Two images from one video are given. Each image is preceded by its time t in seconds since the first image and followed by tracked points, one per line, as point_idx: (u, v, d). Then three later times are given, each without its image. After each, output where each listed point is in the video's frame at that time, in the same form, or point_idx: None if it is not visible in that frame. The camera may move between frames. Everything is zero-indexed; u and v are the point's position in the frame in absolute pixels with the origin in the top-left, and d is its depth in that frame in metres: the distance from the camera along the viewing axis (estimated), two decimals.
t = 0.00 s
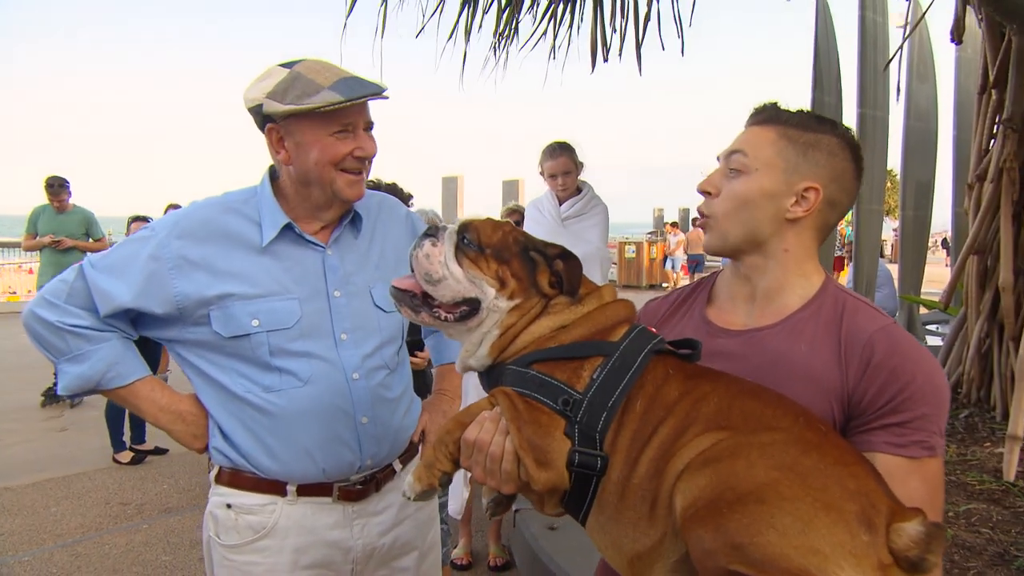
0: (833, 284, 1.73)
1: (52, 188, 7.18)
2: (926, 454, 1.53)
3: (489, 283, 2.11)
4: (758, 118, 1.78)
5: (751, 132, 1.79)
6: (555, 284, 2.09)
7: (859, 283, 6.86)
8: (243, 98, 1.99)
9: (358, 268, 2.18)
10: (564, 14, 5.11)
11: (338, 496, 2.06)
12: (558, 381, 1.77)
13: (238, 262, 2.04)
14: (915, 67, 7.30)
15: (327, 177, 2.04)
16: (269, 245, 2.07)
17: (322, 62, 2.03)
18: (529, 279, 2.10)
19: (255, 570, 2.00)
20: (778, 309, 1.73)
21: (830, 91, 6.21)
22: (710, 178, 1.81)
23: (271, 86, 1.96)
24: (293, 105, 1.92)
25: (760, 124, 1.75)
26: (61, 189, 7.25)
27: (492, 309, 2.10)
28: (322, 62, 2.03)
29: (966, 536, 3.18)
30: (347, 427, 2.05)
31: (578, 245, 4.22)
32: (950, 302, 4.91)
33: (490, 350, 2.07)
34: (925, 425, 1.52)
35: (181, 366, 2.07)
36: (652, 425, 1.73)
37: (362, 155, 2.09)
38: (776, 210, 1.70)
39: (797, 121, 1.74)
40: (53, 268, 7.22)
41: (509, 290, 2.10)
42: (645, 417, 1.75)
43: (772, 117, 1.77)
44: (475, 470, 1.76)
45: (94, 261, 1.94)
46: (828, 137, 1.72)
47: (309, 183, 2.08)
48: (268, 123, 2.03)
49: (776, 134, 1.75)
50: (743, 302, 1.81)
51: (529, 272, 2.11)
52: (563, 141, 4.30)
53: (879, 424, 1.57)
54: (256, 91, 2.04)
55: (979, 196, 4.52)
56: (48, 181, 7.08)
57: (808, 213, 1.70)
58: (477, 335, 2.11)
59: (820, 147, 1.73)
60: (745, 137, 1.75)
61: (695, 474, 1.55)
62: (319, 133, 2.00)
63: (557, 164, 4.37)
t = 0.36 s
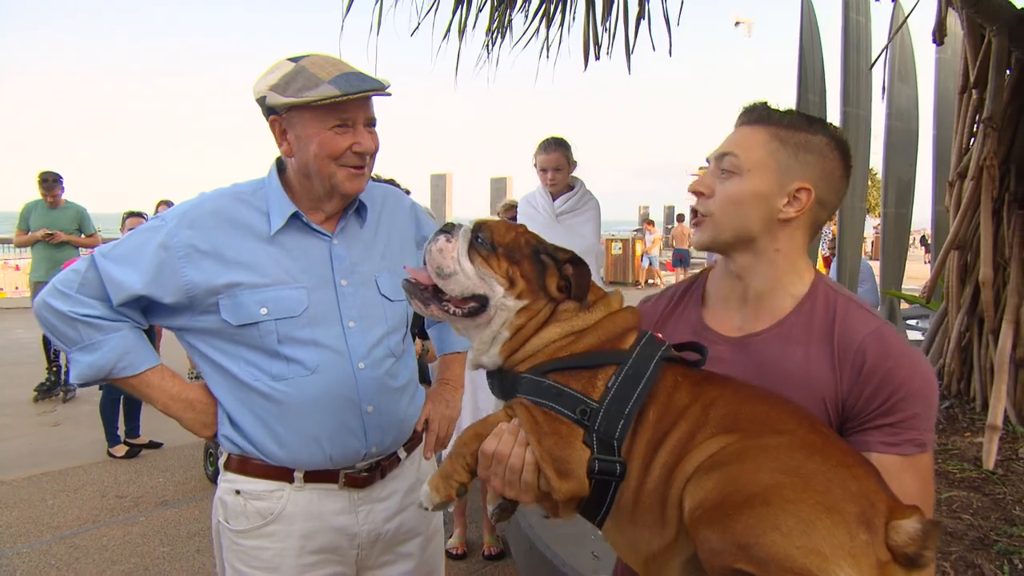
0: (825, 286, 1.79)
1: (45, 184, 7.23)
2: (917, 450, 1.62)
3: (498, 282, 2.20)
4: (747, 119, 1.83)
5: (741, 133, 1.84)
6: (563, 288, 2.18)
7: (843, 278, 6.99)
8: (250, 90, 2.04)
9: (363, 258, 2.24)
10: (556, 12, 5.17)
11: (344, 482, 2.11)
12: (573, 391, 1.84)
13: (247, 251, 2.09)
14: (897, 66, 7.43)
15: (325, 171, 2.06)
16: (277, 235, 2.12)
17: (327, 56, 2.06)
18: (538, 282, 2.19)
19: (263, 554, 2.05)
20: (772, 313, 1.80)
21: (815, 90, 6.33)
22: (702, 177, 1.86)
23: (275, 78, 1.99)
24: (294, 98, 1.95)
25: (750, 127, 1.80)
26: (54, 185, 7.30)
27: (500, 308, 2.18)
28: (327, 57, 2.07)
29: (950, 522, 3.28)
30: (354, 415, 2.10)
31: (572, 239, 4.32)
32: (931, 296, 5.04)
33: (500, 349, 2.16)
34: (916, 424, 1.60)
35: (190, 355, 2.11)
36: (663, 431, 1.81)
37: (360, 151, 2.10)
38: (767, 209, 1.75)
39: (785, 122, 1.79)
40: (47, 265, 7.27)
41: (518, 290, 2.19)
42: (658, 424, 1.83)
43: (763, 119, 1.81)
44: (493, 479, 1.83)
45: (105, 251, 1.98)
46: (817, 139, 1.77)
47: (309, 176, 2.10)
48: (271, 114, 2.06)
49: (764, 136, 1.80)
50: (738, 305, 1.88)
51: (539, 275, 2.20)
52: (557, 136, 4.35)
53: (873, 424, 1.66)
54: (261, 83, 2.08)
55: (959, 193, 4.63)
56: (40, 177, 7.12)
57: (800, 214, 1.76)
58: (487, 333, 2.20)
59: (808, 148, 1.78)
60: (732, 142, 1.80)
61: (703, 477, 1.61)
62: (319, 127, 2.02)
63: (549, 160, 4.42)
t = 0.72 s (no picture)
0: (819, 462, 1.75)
1: (39, 180, 7.28)
2: None
3: (561, 442, 2.00)
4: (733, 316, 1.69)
5: (725, 332, 1.69)
6: (622, 454, 1.99)
7: (828, 276, 7.11)
8: (266, 86, 2.07)
9: (369, 254, 2.27)
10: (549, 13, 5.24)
11: (352, 470, 2.16)
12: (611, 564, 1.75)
13: (257, 246, 2.12)
14: (881, 69, 7.58)
15: (334, 173, 2.09)
16: (286, 231, 2.14)
17: (344, 60, 2.10)
18: (599, 443, 2.00)
19: (273, 541, 2.10)
20: (771, 496, 1.77)
21: (801, 93, 6.44)
22: (706, 386, 1.71)
23: (291, 79, 2.03)
24: (311, 103, 2.00)
25: (741, 327, 1.66)
26: (49, 181, 7.35)
27: (557, 466, 1.98)
28: (344, 61, 2.10)
29: (932, 513, 3.36)
30: (362, 406, 2.14)
31: (565, 238, 4.44)
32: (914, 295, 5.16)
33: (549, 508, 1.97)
34: None
35: (201, 347, 2.14)
36: None
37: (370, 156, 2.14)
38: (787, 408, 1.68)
39: (777, 310, 1.67)
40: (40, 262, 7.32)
41: (577, 449, 2.00)
42: None
43: (746, 312, 1.68)
44: None
45: (118, 246, 2.01)
46: (808, 320, 1.70)
47: (317, 175, 2.13)
48: (285, 112, 2.10)
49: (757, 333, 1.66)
50: (738, 484, 1.84)
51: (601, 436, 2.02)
52: (552, 136, 4.40)
53: None
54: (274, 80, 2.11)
55: (942, 193, 4.76)
56: (35, 173, 7.17)
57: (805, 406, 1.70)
58: (536, 490, 2.01)
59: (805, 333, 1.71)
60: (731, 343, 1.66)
61: None
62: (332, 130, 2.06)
63: (544, 159, 4.47)
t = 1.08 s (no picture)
0: None
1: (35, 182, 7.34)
2: None
3: None
4: (742, 502, 2.02)
5: (736, 519, 2.02)
6: None
7: (818, 272, 7.22)
8: (291, 93, 2.11)
9: (378, 252, 2.30)
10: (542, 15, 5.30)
11: (363, 463, 2.20)
12: None
13: (268, 246, 2.15)
14: (866, 69, 7.70)
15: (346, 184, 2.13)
16: (296, 231, 2.18)
17: (370, 76, 2.16)
18: None
19: (288, 533, 2.14)
20: None
21: (789, 92, 6.54)
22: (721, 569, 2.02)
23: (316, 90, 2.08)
24: (333, 117, 2.05)
25: (751, 516, 1.99)
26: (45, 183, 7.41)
27: None
28: (370, 76, 2.16)
29: (923, 501, 3.43)
30: (373, 401, 2.18)
31: (563, 244, 4.52)
32: (903, 290, 5.26)
33: None
34: None
35: (213, 343, 2.18)
36: None
37: (384, 172, 2.18)
38: None
39: (773, 493, 2.02)
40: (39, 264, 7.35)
41: None
42: None
43: (756, 497, 2.02)
44: None
45: (133, 246, 2.05)
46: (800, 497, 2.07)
47: (329, 182, 2.17)
48: (305, 119, 2.14)
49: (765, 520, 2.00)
50: None
51: None
52: (550, 144, 4.44)
53: None
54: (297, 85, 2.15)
55: (929, 189, 4.86)
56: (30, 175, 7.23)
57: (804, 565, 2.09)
58: None
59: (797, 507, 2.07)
60: (746, 533, 1.98)
61: None
62: (351, 143, 2.11)
63: (541, 167, 4.51)
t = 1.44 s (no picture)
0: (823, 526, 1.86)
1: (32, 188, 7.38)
2: None
3: None
4: (741, 398, 1.83)
5: (734, 415, 1.82)
6: None
7: (807, 271, 7.34)
8: (294, 92, 2.16)
9: (381, 251, 2.35)
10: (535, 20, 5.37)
11: (369, 459, 2.23)
12: None
13: (275, 245, 2.19)
14: (851, 71, 7.81)
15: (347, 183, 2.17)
16: (302, 230, 2.22)
17: (373, 79, 2.20)
18: None
19: (295, 528, 2.17)
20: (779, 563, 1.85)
21: (777, 93, 6.64)
22: (713, 468, 1.82)
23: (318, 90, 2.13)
24: (333, 117, 2.09)
25: (749, 411, 1.79)
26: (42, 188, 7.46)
27: None
28: (373, 80, 2.20)
29: (913, 492, 3.51)
30: (378, 397, 2.22)
31: (556, 247, 4.58)
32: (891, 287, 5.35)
33: None
34: None
35: (221, 342, 2.22)
36: None
37: (383, 173, 2.22)
38: (789, 488, 1.79)
39: (778, 397, 1.80)
40: (36, 269, 7.36)
41: None
42: None
43: (756, 396, 1.82)
44: None
45: (141, 247, 2.09)
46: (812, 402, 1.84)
47: (330, 182, 2.21)
48: (307, 119, 2.19)
49: (764, 419, 1.79)
50: (746, 554, 1.90)
51: None
52: (542, 148, 4.49)
53: None
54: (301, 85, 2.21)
55: (915, 187, 4.95)
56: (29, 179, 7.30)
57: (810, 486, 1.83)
58: None
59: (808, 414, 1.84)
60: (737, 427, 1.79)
61: None
62: (351, 143, 2.15)
63: (536, 170, 4.56)
